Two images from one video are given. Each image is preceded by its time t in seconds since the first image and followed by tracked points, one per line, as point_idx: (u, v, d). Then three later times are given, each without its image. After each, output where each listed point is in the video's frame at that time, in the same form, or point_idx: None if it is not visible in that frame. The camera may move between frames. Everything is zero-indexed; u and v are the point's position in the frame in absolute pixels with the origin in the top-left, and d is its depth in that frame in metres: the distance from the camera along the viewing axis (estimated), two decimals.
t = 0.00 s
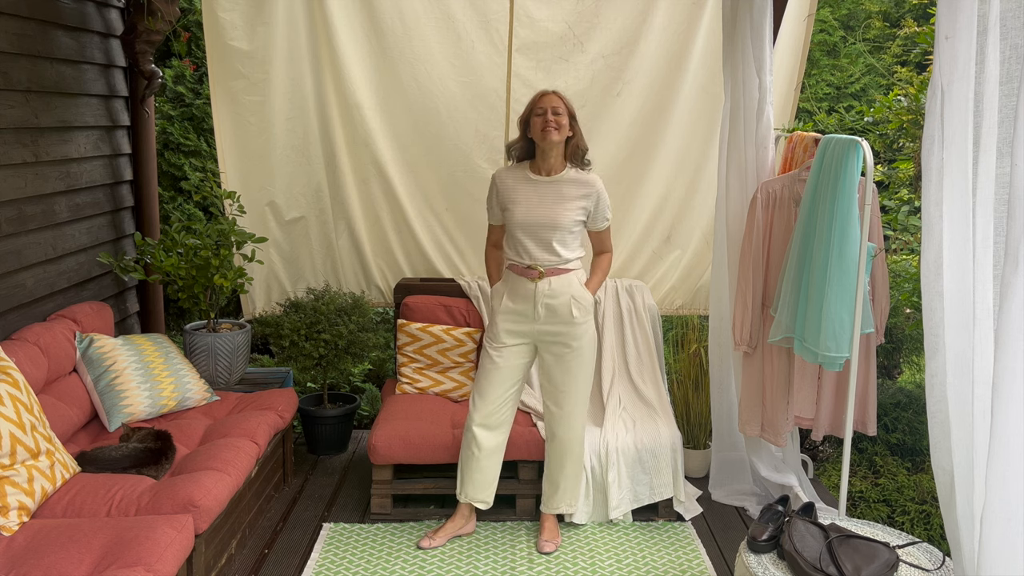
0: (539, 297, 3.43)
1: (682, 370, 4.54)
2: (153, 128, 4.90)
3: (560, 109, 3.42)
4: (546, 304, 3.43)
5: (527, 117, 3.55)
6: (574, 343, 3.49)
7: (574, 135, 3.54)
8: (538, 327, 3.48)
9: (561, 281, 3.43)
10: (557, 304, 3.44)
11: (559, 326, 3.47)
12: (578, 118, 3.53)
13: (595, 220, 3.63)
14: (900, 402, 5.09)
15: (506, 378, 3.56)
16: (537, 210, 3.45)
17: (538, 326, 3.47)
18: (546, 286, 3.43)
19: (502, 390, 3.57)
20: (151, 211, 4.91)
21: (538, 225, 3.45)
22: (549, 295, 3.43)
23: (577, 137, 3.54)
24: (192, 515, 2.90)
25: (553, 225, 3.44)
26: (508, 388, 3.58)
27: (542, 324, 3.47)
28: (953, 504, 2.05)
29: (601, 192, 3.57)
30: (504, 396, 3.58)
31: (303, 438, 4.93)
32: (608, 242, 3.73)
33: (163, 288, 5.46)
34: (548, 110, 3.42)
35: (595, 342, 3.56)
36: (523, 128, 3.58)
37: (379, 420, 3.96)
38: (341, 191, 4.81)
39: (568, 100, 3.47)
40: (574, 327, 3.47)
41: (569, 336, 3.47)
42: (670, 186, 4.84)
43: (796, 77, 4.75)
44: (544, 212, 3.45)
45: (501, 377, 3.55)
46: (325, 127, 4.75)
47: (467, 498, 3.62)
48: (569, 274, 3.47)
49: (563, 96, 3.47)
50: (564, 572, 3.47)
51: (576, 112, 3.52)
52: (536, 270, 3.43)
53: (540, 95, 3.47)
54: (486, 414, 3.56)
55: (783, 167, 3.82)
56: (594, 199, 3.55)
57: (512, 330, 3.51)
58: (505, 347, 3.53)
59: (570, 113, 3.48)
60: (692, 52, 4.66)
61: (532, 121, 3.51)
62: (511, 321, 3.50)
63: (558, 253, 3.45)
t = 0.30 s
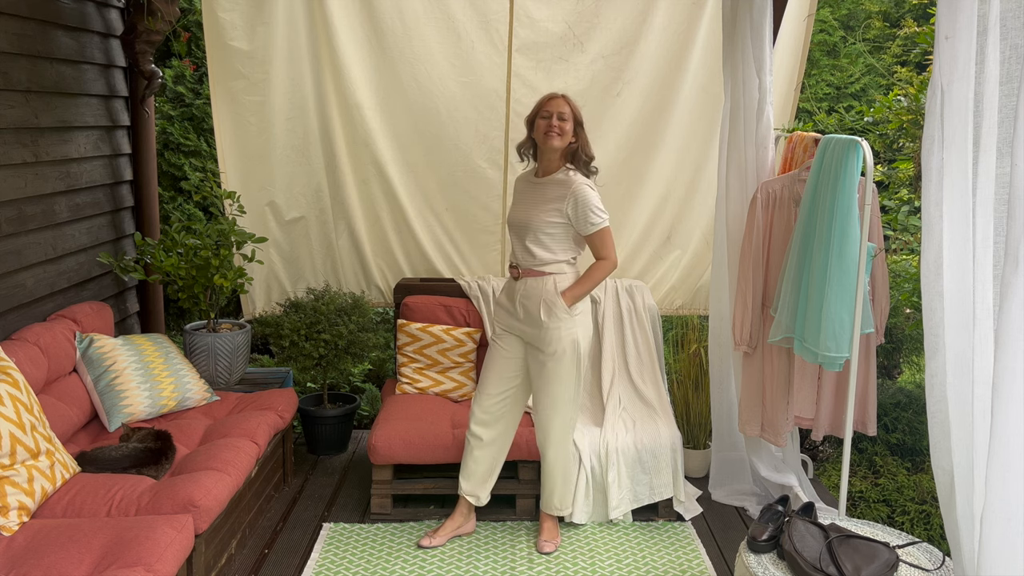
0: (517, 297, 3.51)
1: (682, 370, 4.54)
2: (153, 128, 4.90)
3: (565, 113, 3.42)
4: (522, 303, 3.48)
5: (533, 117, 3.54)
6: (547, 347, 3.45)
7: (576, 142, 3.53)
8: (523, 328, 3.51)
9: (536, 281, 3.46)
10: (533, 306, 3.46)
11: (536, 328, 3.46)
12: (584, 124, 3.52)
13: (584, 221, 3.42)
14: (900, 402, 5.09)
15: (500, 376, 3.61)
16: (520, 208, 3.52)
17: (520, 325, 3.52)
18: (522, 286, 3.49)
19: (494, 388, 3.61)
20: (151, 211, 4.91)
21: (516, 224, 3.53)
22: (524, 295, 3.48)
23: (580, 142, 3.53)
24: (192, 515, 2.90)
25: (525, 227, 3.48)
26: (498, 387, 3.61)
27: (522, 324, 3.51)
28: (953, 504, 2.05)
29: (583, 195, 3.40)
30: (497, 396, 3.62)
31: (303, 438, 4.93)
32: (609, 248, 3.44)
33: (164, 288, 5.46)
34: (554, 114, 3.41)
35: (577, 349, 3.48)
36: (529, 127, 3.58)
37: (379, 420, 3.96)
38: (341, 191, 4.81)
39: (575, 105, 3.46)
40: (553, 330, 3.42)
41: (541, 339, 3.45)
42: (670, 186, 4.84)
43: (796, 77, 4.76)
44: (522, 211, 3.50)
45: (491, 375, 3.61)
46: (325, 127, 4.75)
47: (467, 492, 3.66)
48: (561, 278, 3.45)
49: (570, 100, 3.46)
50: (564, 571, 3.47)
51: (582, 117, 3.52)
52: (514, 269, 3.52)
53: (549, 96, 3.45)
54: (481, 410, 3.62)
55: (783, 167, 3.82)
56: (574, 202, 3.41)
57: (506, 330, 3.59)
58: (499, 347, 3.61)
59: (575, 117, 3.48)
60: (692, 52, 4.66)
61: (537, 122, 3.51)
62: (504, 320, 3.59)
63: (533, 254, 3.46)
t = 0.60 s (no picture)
0: (527, 297, 3.48)
1: (682, 370, 4.54)
2: (153, 128, 4.90)
3: (567, 112, 3.42)
4: (534, 304, 3.47)
5: (536, 115, 3.54)
6: (565, 341, 3.46)
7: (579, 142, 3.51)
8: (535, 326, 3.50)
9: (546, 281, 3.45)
10: (546, 305, 3.45)
11: (549, 324, 3.46)
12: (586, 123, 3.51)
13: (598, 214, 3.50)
14: (900, 402, 5.09)
15: (506, 376, 3.60)
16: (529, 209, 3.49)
17: (530, 325, 3.51)
18: (534, 286, 3.47)
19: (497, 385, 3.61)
20: (151, 211, 4.91)
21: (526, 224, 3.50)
22: (536, 295, 3.47)
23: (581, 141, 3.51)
24: (192, 515, 2.90)
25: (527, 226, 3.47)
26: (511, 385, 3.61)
27: (531, 323, 3.51)
28: (953, 504, 2.05)
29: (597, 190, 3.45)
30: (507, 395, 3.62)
31: (303, 438, 4.93)
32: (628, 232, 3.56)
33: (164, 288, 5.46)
34: (556, 113, 3.42)
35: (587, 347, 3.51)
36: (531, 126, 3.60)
37: (379, 420, 3.96)
38: (341, 191, 4.81)
39: (577, 104, 3.46)
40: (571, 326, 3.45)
41: (558, 336, 3.45)
42: (670, 186, 4.83)
43: (796, 77, 4.76)
44: (536, 212, 3.47)
45: (500, 372, 3.59)
46: (325, 127, 4.75)
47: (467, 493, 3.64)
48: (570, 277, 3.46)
49: (572, 100, 3.45)
50: (564, 571, 3.47)
51: (584, 116, 3.51)
52: (525, 269, 3.49)
53: (551, 95, 3.46)
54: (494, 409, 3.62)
55: (783, 167, 3.82)
56: (589, 197, 3.46)
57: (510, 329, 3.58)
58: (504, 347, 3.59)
59: (578, 117, 3.48)
60: (692, 52, 4.65)
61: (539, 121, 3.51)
62: (509, 318, 3.58)
63: (546, 253, 3.47)
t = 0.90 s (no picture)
0: (543, 296, 3.45)
1: (682, 370, 4.54)
2: (153, 128, 4.90)
3: (564, 107, 3.39)
4: (550, 303, 3.45)
5: (530, 112, 3.51)
6: (581, 335, 3.51)
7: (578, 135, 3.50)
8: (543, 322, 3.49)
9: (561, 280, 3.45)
10: (560, 303, 3.45)
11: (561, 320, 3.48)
12: (582, 117, 3.49)
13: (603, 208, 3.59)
14: (900, 402, 5.09)
15: (515, 376, 3.54)
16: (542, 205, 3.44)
17: (540, 322, 3.49)
18: (552, 284, 3.45)
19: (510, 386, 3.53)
20: (151, 211, 4.91)
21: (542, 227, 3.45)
22: (553, 293, 3.45)
23: (579, 135, 3.50)
24: (192, 515, 2.90)
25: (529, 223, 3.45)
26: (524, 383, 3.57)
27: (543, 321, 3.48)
28: (953, 504, 2.05)
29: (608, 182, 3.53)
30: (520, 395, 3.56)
31: (303, 438, 4.93)
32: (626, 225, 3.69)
33: (164, 288, 5.46)
34: (553, 109, 3.39)
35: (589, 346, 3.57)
36: (526, 125, 3.54)
37: (379, 419, 3.96)
38: (341, 191, 4.81)
39: (573, 99, 3.44)
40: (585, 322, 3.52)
41: (572, 332, 3.49)
42: (670, 186, 4.83)
43: (796, 77, 4.76)
44: (554, 209, 3.44)
45: (512, 371, 3.53)
46: (325, 127, 4.75)
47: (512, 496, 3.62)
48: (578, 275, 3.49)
49: (568, 94, 3.43)
50: (564, 571, 3.47)
51: (580, 109, 3.49)
52: (543, 268, 3.45)
53: (547, 91, 3.43)
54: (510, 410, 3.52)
55: (783, 167, 3.82)
56: (602, 189, 3.52)
57: (515, 329, 3.53)
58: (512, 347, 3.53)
59: (574, 111, 3.46)
60: (692, 52, 4.65)
61: (536, 118, 3.47)
62: (515, 318, 3.53)
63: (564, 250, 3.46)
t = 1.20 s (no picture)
0: (536, 296, 3.42)
1: (682, 370, 4.54)
2: (153, 128, 4.90)
3: (550, 113, 3.37)
4: (542, 305, 3.43)
5: (514, 117, 3.46)
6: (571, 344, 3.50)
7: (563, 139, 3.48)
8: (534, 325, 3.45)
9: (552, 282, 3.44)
10: (552, 305, 3.43)
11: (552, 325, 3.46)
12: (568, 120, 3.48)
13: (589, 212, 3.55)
14: (900, 402, 5.09)
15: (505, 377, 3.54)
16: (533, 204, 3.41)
17: (532, 326, 3.45)
18: (544, 286, 3.42)
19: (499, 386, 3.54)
20: (151, 211, 4.91)
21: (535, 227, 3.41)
22: (545, 295, 3.43)
23: (565, 138, 3.48)
24: (192, 515, 2.90)
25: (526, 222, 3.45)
26: (515, 387, 3.55)
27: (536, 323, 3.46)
28: (953, 504, 2.05)
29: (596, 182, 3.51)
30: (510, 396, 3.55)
31: (303, 438, 4.93)
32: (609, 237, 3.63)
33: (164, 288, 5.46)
34: (539, 116, 3.36)
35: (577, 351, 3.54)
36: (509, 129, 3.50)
37: (379, 420, 3.96)
38: (341, 191, 4.81)
39: (558, 103, 3.42)
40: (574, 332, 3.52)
41: (563, 336, 3.48)
42: (670, 186, 4.83)
43: (796, 77, 4.75)
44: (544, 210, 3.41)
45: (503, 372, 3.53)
46: (325, 127, 4.75)
47: (508, 495, 3.65)
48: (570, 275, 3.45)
49: (553, 99, 3.41)
50: (564, 571, 3.47)
51: (565, 112, 3.47)
52: (536, 269, 3.42)
53: (533, 95, 3.40)
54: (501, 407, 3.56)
55: (783, 166, 3.82)
56: (590, 188, 3.51)
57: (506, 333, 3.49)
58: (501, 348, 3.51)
59: (560, 115, 3.44)
60: (692, 52, 4.65)
61: (521, 124, 3.44)
62: (506, 321, 3.49)
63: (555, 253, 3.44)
